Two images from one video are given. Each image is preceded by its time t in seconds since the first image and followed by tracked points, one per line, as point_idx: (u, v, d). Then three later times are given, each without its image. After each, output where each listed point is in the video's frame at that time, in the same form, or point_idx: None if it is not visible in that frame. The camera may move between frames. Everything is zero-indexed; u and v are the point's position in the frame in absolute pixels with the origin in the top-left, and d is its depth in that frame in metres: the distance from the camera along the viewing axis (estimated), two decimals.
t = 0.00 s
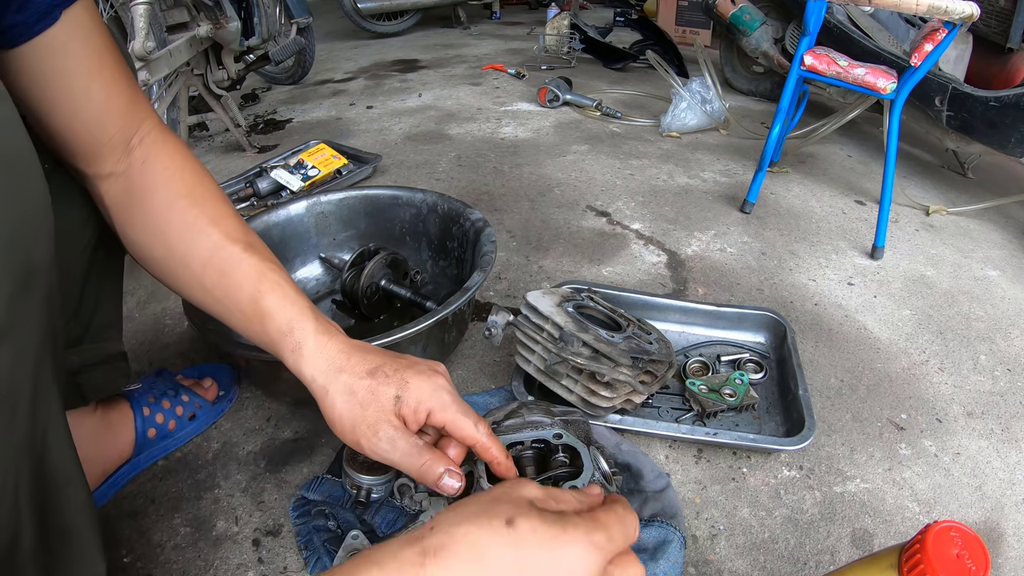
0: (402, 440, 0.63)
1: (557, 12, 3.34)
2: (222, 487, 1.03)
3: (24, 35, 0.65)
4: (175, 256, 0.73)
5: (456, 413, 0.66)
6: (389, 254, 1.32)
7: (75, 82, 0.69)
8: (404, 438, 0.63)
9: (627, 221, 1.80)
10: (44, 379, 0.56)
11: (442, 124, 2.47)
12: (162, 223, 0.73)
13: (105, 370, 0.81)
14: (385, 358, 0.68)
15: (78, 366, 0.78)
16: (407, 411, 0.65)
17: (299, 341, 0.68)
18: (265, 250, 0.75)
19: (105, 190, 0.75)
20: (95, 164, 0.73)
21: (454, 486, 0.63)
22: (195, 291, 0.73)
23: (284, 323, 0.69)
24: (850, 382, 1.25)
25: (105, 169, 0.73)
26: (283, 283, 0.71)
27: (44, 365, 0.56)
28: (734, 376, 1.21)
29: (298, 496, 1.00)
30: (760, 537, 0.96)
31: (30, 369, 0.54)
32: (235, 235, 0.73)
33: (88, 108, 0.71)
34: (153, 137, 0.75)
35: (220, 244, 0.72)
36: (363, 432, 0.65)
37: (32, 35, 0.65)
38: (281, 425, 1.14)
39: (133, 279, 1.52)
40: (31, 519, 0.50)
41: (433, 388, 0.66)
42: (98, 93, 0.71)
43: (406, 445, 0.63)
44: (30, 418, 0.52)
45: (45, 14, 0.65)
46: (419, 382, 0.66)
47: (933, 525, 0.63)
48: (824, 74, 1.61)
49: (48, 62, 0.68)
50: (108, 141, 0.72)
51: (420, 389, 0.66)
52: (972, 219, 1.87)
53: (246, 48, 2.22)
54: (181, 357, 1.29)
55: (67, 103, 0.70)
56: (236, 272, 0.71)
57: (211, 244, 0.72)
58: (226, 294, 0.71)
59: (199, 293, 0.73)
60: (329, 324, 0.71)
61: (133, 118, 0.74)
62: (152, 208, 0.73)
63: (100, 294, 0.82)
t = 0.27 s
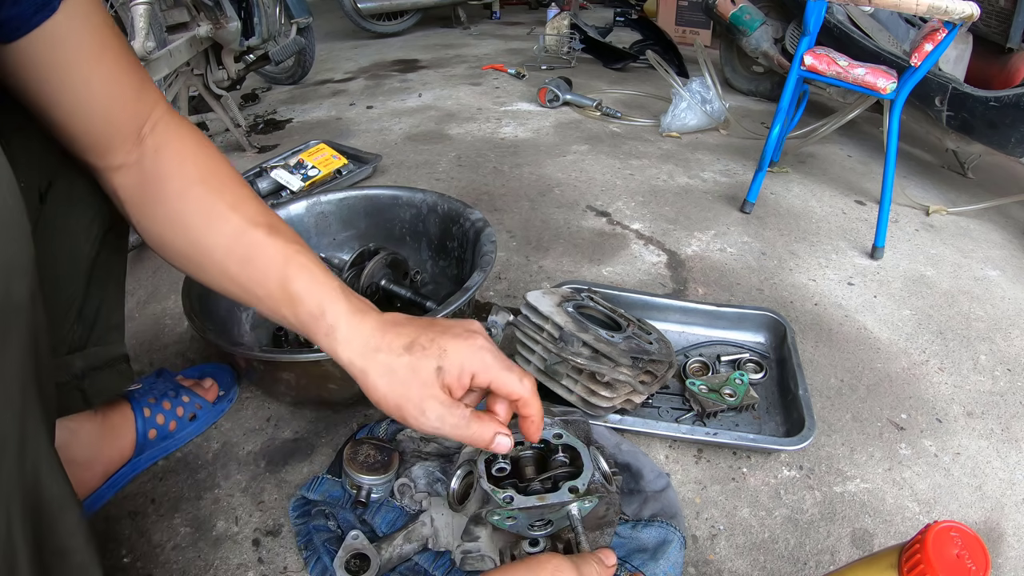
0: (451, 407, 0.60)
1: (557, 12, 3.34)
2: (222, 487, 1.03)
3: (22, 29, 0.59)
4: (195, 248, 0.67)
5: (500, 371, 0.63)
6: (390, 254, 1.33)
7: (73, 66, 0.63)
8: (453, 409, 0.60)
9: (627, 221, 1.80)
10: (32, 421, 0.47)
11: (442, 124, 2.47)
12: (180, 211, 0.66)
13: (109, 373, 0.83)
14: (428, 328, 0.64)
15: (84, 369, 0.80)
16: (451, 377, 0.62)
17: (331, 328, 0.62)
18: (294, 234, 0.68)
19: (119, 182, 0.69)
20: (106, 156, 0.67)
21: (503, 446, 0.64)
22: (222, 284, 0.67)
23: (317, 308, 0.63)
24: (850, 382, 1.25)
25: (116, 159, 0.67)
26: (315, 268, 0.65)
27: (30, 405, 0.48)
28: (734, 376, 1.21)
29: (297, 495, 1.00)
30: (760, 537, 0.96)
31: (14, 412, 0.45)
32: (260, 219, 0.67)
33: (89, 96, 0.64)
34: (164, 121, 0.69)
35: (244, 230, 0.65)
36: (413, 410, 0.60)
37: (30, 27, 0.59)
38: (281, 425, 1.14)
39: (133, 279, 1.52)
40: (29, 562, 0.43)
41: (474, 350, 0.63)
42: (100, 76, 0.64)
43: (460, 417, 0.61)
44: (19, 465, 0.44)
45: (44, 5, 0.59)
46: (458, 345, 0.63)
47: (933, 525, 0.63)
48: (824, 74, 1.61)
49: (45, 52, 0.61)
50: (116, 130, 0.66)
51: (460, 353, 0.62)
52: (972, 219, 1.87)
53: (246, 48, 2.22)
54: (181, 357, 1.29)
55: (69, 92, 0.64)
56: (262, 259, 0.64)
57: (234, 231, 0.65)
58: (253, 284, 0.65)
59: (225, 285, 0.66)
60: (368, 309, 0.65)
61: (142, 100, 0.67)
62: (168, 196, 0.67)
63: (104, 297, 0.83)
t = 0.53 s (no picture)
0: (499, 433, 0.63)
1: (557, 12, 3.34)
2: (222, 487, 1.03)
3: (48, 16, 0.57)
4: (264, 233, 0.63)
5: (567, 407, 0.65)
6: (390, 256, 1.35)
7: (118, 48, 0.59)
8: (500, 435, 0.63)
9: (627, 221, 1.80)
10: (36, 447, 0.47)
11: (442, 124, 2.47)
12: (242, 194, 0.63)
13: (109, 376, 0.87)
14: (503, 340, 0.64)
15: (83, 372, 0.84)
16: (514, 402, 0.63)
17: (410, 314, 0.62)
18: (363, 213, 0.65)
19: (177, 166, 0.65)
20: (161, 139, 0.64)
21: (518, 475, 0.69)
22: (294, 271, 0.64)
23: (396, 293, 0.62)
24: (850, 382, 1.25)
25: (173, 142, 0.64)
26: (388, 254, 0.62)
27: (33, 431, 0.47)
28: (734, 376, 1.21)
29: (297, 495, 1.00)
30: (760, 537, 0.96)
31: (17, 443, 0.45)
32: (329, 199, 0.63)
33: (138, 76, 0.60)
34: (221, 97, 0.64)
35: (316, 210, 0.62)
36: (464, 422, 0.62)
37: (59, 12, 0.57)
38: (281, 425, 1.14)
39: (133, 279, 1.52)
40: None
41: (549, 380, 0.64)
42: (143, 54, 0.60)
43: (500, 443, 0.63)
44: (25, 494, 0.45)
45: None
46: (536, 373, 0.64)
47: (933, 525, 0.63)
48: (824, 74, 1.61)
49: (92, 32, 0.58)
50: (169, 110, 0.62)
51: (534, 383, 0.63)
52: (971, 219, 1.87)
53: (246, 48, 2.22)
54: (181, 357, 1.29)
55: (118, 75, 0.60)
56: (335, 244, 0.61)
57: (304, 213, 0.62)
58: (324, 272, 0.62)
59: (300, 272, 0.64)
60: (440, 297, 0.64)
61: (194, 76, 0.63)
62: (230, 177, 0.63)
63: (104, 299, 0.85)
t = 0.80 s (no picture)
0: (504, 438, 0.62)
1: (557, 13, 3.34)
2: (222, 487, 1.03)
3: (60, 15, 0.58)
4: (277, 230, 0.64)
5: (571, 414, 0.64)
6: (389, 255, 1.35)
7: (136, 47, 0.61)
8: (504, 442, 0.61)
9: (627, 221, 1.80)
10: (45, 461, 0.48)
11: (442, 124, 2.47)
12: (256, 192, 0.63)
13: (110, 376, 0.87)
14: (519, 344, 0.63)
15: (84, 373, 0.84)
16: (521, 406, 0.61)
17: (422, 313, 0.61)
18: (380, 214, 0.64)
19: (195, 164, 0.66)
20: (179, 137, 0.65)
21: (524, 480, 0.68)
22: (306, 269, 0.64)
23: (407, 292, 0.61)
24: (850, 382, 1.25)
25: (190, 141, 0.65)
26: (402, 255, 0.62)
27: (43, 446, 0.48)
28: (734, 376, 1.21)
29: (297, 495, 1.00)
30: (760, 537, 0.96)
31: (31, 462, 0.46)
32: (343, 198, 0.63)
33: (154, 75, 0.62)
34: (238, 95, 0.65)
35: (328, 209, 0.62)
36: (468, 424, 0.61)
37: (72, 12, 0.58)
38: (281, 425, 1.14)
39: (134, 279, 1.52)
40: None
41: (559, 386, 0.62)
42: (161, 54, 0.61)
43: (502, 450, 0.62)
44: (37, 511, 0.46)
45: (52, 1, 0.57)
46: (546, 379, 0.61)
47: (933, 525, 0.63)
48: (824, 74, 1.61)
49: (110, 34, 0.60)
50: (185, 109, 0.63)
51: (544, 389, 0.61)
52: (972, 219, 1.87)
53: (246, 48, 2.22)
54: (181, 357, 1.29)
55: (137, 74, 0.61)
56: (347, 242, 0.61)
57: (316, 211, 0.62)
58: (339, 272, 0.63)
59: (313, 270, 0.64)
60: (456, 300, 0.63)
61: (212, 75, 0.64)
62: (243, 175, 0.63)
63: (105, 300, 0.85)
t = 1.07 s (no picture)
0: (508, 434, 0.61)
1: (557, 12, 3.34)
2: (222, 487, 1.03)
3: (70, 16, 0.59)
4: (288, 227, 0.64)
5: (577, 413, 0.64)
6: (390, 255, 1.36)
7: (145, 48, 0.61)
8: (509, 438, 0.61)
9: (627, 221, 1.80)
10: (55, 467, 0.48)
11: (442, 124, 2.47)
12: (266, 188, 0.63)
13: (109, 376, 0.87)
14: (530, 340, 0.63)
15: (84, 373, 0.84)
16: (528, 403, 0.61)
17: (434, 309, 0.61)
18: (391, 211, 0.64)
19: (206, 163, 0.66)
20: (190, 137, 0.65)
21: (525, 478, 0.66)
22: (318, 266, 0.65)
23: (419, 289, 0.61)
24: (850, 382, 1.25)
25: (200, 140, 0.65)
26: (412, 252, 0.62)
27: (54, 454, 0.48)
28: (734, 376, 1.21)
29: (297, 495, 1.00)
30: (760, 537, 0.96)
31: (43, 470, 0.46)
32: (354, 194, 0.63)
33: (163, 75, 0.62)
34: (246, 93, 0.65)
35: (339, 205, 0.62)
36: (475, 418, 0.61)
37: (81, 13, 0.59)
38: (281, 425, 1.14)
39: (134, 279, 1.52)
40: None
41: (567, 384, 0.62)
42: (170, 55, 0.62)
43: (507, 446, 0.61)
44: (47, 518, 0.46)
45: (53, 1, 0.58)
46: (554, 377, 0.61)
47: (933, 525, 0.63)
48: (824, 74, 1.61)
49: (119, 36, 0.61)
50: (194, 108, 0.63)
51: (552, 387, 0.61)
52: (971, 219, 1.87)
53: (246, 48, 2.22)
54: (181, 357, 1.29)
55: (146, 75, 0.62)
56: (359, 239, 0.61)
57: (327, 208, 0.62)
58: (351, 268, 0.63)
59: (324, 266, 0.64)
60: (467, 295, 0.63)
61: (221, 74, 0.64)
62: (254, 173, 0.63)
63: (104, 300, 0.85)
